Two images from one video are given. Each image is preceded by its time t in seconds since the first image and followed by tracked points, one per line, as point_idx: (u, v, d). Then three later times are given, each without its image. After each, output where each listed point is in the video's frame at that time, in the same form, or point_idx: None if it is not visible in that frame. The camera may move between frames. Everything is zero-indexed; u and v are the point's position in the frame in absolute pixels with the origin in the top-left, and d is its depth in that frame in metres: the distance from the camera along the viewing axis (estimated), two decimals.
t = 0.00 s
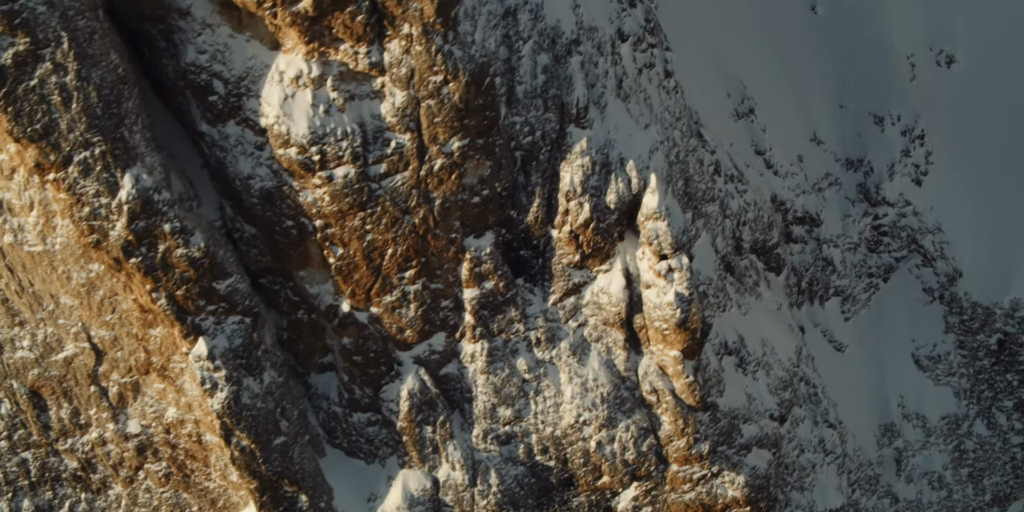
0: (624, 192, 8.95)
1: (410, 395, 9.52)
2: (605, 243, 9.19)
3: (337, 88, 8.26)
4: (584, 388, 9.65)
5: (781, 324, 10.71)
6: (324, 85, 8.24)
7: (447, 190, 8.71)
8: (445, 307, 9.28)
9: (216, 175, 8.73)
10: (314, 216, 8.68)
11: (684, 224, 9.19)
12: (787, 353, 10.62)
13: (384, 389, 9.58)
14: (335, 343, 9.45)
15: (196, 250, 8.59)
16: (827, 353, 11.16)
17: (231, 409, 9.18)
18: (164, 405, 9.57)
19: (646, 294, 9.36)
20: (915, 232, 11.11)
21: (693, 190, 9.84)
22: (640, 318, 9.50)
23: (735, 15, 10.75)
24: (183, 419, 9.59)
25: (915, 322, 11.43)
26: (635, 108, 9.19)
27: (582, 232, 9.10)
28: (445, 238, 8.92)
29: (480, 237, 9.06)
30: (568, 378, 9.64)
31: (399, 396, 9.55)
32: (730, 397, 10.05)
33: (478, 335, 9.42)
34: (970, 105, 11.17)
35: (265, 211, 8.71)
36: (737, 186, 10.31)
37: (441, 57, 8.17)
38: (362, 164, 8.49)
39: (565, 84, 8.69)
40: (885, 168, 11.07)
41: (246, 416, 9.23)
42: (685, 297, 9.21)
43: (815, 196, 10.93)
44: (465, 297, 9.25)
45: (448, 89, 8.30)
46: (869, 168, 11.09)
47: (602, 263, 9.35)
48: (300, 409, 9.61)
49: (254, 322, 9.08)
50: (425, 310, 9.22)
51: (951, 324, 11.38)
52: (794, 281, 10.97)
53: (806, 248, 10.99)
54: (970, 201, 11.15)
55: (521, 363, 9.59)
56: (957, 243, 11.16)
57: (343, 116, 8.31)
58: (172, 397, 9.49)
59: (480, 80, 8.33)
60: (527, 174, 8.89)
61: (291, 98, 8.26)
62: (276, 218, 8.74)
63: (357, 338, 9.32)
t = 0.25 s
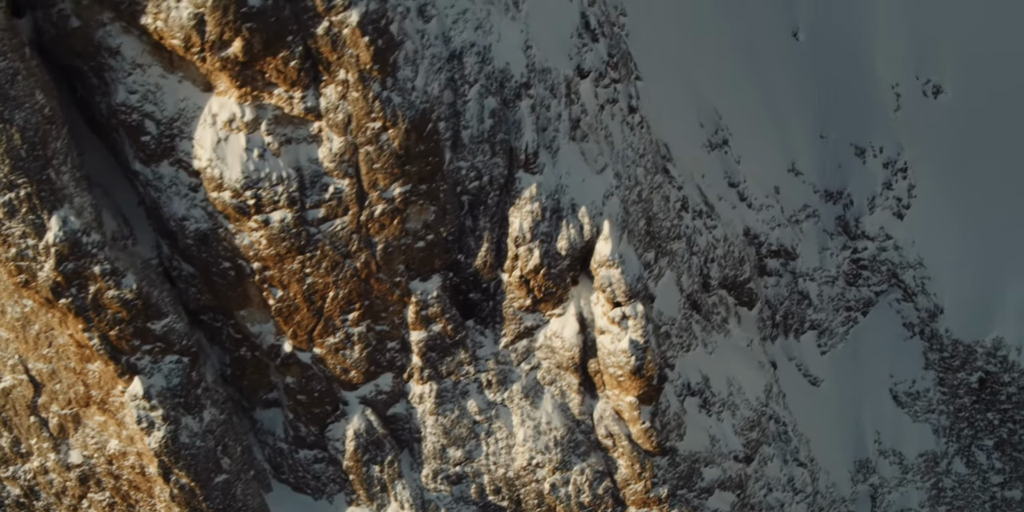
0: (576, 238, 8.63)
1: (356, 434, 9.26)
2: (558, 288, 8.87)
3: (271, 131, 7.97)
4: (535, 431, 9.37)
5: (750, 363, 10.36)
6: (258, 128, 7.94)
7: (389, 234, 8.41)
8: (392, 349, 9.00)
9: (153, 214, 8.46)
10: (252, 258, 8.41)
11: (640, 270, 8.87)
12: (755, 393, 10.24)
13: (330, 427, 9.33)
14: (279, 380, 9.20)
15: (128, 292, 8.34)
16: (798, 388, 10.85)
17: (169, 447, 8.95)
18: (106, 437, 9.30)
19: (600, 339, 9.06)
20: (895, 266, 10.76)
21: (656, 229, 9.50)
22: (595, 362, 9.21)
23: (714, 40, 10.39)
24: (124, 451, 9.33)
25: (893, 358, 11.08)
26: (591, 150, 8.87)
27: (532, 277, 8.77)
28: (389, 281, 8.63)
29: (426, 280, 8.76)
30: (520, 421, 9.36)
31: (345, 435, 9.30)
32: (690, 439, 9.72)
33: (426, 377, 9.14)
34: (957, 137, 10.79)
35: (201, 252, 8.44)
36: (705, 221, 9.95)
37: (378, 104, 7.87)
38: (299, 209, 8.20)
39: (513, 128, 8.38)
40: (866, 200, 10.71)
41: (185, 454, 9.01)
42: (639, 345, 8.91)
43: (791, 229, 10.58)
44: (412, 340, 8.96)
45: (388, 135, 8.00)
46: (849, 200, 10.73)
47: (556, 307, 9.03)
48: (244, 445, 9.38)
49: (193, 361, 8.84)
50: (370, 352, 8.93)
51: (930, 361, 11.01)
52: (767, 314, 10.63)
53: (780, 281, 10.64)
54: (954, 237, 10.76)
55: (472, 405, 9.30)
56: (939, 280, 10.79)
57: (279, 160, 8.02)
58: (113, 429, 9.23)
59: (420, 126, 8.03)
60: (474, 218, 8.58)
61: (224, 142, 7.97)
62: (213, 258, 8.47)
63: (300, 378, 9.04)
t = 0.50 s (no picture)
0: (507, 295, 8.37)
1: (285, 484, 9.02)
2: (490, 343, 8.62)
3: (184, 189, 7.68)
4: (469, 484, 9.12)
5: (703, 408, 10.07)
6: (171, 185, 7.65)
7: (311, 290, 8.15)
8: (320, 400, 8.75)
9: (70, 263, 8.17)
10: (170, 311, 8.17)
11: (575, 326, 8.61)
12: (706, 440, 9.95)
13: (259, 475, 9.09)
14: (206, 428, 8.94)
15: (42, 345, 8.06)
16: (756, 431, 10.53)
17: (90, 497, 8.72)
18: (33, 478, 8.80)
19: (535, 395, 8.80)
20: (858, 308, 10.43)
21: (601, 276, 9.19)
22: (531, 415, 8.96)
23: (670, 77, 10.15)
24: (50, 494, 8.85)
25: (856, 400, 10.75)
26: (528, 202, 8.60)
27: (463, 333, 8.52)
28: (314, 335, 8.38)
29: (354, 334, 8.51)
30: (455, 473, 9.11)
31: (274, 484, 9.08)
32: (633, 490, 9.46)
33: (357, 429, 8.90)
34: (923, 178, 10.50)
35: (118, 305, 8.19)
36: (655, 266, 9.66)
37: (294, 164, 7.60)
38: (216, 265, 7.94)
39: (441, 184, 8.12)
40: (828, 241, 10.39)
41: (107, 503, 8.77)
42: (574, 403, 8.67)
43: (749, 270, 10.28)
44: (340, 392, 8.72)
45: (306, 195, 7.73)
46: (811, 240, 10.42)
47: (490, 361, 8.76)
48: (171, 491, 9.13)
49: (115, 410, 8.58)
50: (297, 404, 8.70)
51: (894, 403, 10.65)
52: (724, 356, 10.35)
53: (738, 322, 10.35)
54: (921, 280, 10.43)
55: (404, 455, 9.06)
56: (905, 322, 10.42)
57: (193, 218, 7.74)
58: (40, 472, 8.71)
59: (340, 186, 7.76)
60: (402, 273, 8.30)
61: (136, 198, 7.69)
62: (134, 305, 8.22)
63: (226, 428, 8.82)
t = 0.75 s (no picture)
0: (431, 357, 8.09)
1: None
2: (416, 402, 8.35)
3: (92, 249, 7.48)
4: None
5: (647, 457, 9.70)
6: (77, 247, 7.47)
7: (226, 351, 7.95)
8: (243, 453, 8.54)
9: None
10: (83, 369, 8.01)
11: (503, 388, 8.32)
12: (649, 491, 9.58)
13: None
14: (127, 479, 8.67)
15: None
16: (706, 479, 10.14)
17: None
18: None
19: (464, 455, 8.52)
20: (816, 355, 10.13)
21: (541, 329, 8.93)
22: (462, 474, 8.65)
23: (622, 116, 10.00)
24: None
25: (812, 446, 10.33)
26: (458, 258, 8.34)
27: (386, 393, 8.25)
28: (232, 393, 8.17)
29: (275, 392, 8.27)
30: None
31: None
32: None
33: (282, 483, 8.67)
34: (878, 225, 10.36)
35: (30, 361, 7.99)
36: (598, 315, 9.38)
37: (200, 229, 7.37)
38: (126, 326, 7.76)
39: (360, 245, 7.87)
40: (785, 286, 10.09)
41: None
42: (503, 463, 8.40)
43: (703, 316, 9.97)
44: (262, 447, 8.51)
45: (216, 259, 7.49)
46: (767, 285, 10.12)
47: (417, 419, 8.49)
48: None
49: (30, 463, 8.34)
50: (219, 459, 8.49)
51: (851, 451, 10.24)
52: (674, 402, 10.06)
53: (690, 367, 10.06)
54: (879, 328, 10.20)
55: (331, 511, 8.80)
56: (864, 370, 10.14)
57: (101, 279, 7.55)
58: None
59: (251, 250, 7.53)
60: (323, 331, 8.08)
61: (42, 259, 7.52)
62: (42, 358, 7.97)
63: (147, 480, 8.63)
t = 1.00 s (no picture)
0: (346, 423, 7.92)
1: None
2: (336, 463, 8.19)
3: None
4: None
5: (590, 508, 9.72)
6: None
7: (136, 414, 7.77)
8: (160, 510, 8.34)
9: None
10: None
11: (422, 452, 8.24)
12: None
13: None
14: None
15: None
16: None
17: None
18: None
19: None
20: (765, 404, 9.88)
21: (470, 385, 8.74)
22: None
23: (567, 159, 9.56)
24: None
25: (763, 495, 10.22)
26: (379, 318, 8.18)
27: (304, 456, 8.07)
28: (143, 451, 7.98)
29: (189, 451, 8.07)
30: None
31: None
32: None
33: None
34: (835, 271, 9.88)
35: None
36: (535, 368, 9.13)
37: (100, 299, 7.14)
38: (30, 389, 7.55)
39: (271, 312, 7.67)
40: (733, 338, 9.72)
41: None
42: None
43: (648, 365, 9.69)
44: (177, 502, 8.30)
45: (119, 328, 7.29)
46: (716, 334, 9.78)
47: (337, 478, 8.31)
48: None
49: None
50: None
51: (802, 500, 10.16)
52: (620, 448, 9.95)
53: (636, 415, 9.88)
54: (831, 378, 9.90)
55: None
56: (814, 420, 9.89)
57: (2, 343, 7.30)
58: None
59: (156, 318, 7.33)
60: (236, 395, 7.87)
61: None
62: None
63: None
